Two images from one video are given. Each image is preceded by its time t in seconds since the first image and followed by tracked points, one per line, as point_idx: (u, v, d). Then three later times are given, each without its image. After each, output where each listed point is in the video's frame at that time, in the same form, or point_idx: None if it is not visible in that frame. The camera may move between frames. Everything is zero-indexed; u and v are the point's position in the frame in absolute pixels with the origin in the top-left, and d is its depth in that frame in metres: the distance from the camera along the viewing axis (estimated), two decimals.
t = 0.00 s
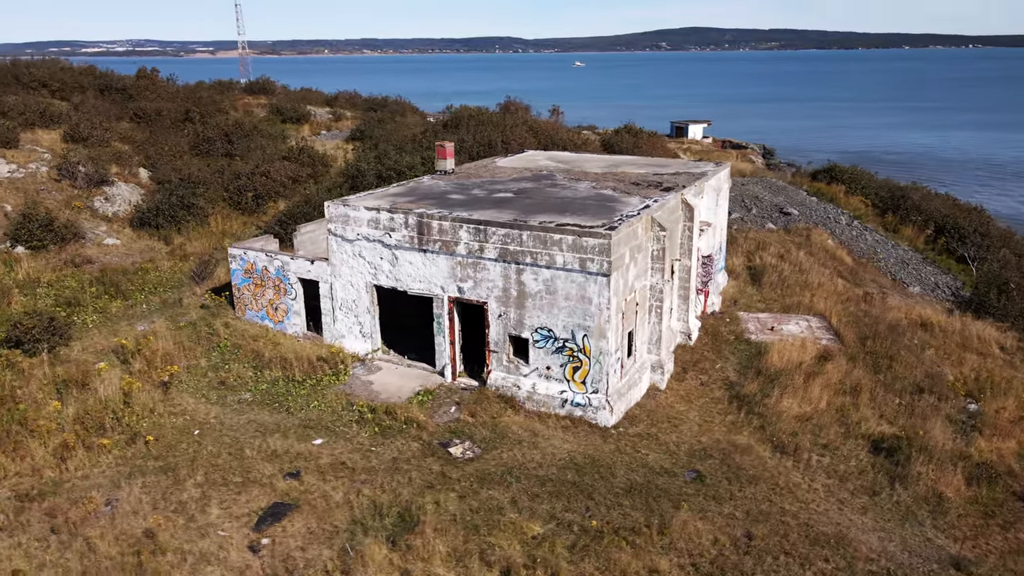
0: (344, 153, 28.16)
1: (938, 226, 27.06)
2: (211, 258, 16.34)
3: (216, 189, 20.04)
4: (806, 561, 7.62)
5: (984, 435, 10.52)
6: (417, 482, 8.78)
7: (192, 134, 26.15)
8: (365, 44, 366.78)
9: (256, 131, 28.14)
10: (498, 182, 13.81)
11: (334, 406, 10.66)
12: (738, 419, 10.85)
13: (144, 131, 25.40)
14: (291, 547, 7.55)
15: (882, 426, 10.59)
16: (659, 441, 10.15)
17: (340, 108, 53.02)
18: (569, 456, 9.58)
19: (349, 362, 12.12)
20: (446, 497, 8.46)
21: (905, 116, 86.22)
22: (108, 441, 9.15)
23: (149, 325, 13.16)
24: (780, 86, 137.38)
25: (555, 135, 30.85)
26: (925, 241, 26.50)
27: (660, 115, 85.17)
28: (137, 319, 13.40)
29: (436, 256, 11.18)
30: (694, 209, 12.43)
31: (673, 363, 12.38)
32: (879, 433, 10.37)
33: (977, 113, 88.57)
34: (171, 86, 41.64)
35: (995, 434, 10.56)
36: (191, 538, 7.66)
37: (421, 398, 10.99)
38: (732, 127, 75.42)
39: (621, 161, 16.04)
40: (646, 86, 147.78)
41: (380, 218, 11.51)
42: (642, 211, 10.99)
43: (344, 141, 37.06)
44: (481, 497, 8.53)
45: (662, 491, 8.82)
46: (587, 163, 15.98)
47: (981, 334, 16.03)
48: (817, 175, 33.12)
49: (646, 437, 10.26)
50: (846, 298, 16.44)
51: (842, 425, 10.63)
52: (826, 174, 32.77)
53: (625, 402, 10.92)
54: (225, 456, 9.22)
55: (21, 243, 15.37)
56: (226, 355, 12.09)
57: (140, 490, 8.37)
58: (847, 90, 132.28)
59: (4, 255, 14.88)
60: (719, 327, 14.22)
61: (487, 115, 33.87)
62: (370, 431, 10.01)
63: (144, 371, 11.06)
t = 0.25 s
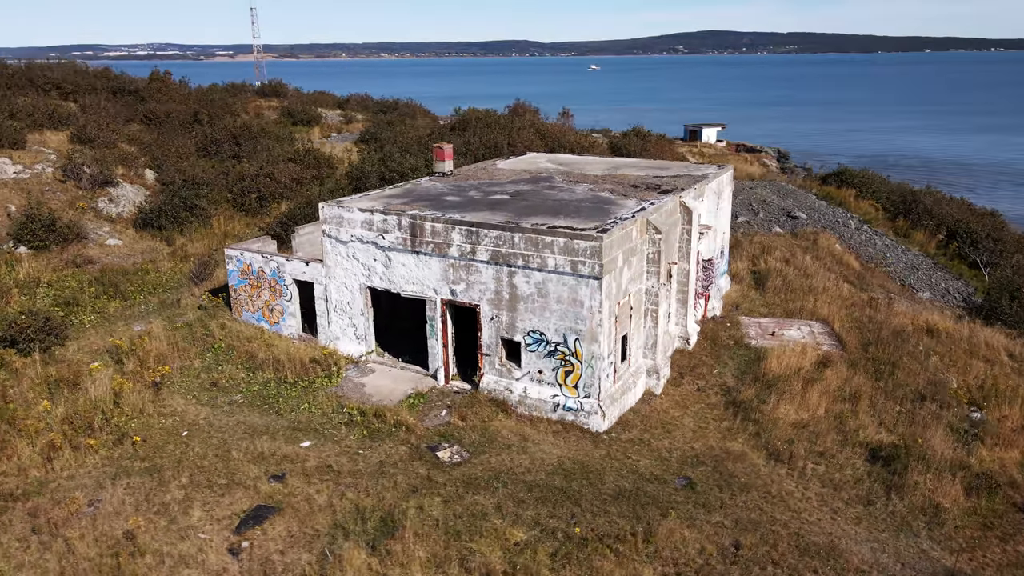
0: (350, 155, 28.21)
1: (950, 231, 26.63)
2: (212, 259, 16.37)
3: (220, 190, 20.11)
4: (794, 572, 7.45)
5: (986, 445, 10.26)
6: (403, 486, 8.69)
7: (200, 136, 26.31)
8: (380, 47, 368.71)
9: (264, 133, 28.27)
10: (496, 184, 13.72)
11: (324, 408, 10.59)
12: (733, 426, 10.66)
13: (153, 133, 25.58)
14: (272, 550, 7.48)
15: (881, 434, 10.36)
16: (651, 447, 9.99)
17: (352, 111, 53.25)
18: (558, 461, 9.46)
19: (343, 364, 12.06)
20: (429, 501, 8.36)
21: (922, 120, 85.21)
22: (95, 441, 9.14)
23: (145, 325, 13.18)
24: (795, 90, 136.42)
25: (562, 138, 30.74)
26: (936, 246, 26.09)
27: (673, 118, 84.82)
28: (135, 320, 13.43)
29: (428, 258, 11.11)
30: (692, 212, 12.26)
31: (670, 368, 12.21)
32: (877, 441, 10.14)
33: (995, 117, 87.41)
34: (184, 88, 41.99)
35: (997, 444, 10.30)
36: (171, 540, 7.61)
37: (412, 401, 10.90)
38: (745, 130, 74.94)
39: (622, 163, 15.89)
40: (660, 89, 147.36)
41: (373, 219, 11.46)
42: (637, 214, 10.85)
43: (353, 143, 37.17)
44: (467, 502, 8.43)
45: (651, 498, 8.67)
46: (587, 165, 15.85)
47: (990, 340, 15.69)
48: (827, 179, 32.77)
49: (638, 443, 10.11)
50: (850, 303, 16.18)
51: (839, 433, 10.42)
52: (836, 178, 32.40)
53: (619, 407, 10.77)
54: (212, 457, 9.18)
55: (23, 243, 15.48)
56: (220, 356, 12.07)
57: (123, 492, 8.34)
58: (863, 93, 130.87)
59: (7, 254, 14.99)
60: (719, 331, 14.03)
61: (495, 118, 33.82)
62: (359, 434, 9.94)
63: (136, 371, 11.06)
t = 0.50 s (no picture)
0: (356, 157, 28.26)
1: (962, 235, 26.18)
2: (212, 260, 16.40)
3: (224, 191, 20.18)
4: None
5: (987, 455, 9.99)
6: (386, 490, 8.59)
7: (207, 138, 26.47)
8: (396, 50, 370.33)
9: (271, 134, 28.38)
10: (493, 186, 13.62)
11: (314, 411, 10.53)
12: (728, 432, 10.47)
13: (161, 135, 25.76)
14: (250, 554, 7.41)
15: (879, 443, 10.14)
16: (643, 453, 9.83)
17: (363, 113, 53.43)
18: (546, 467, 9.33)
19: (336, 366, 12.00)
20: (412, 506, 8.26)
21: (939, 123, 84.14)
22: (81, 442, 9.13)
23: (142, 326, 13.21)
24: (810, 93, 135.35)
25: (569, 140, 30.60)
26: (948, 251, 25.66)
27: (686, 121, 84.38)
28: (132, 320, 13.46)
29: (421, 260, 11.02)
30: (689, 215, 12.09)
31: (666, 374, 12.04)
32: (875, 450, 9.92)
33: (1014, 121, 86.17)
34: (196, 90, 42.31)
35: (999, 454, 10.03)
36: (150, 542, 7.57)
37: (403, 404, 10.81)
38: (759, 134, 74.38)
39: (622, 166, 15.75)
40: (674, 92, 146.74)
41: (366, 221, 11.40)
42: (630, 217, 10.70)
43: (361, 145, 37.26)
44: (450, 507, 8.32)
45: (638, 506, 8.52)
46: (588, 167, 15.72)
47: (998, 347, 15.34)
48: (838, 182, 32.38)
49: (629, 449, 9.95)
50: (855, 309, 15.90)
51: (836, 441, 10.21)
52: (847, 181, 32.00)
53: (611, 413, 10.62)
54: (197, 459, 9.14)
55: (26, 244, 15.58)
56: (214, 358, 12.05)
57: (106, 493, 8.31)
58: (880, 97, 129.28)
59: (9, 254, 15.11)
60: (719, 336, 13.83)
61: (502, 120, 33.75)
62: (347, 437, 9.86)
63: (128, 372, 11.06)
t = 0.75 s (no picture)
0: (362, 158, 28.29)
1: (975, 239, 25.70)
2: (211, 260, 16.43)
3: (227, 193, 20.25)
4: None
5: (988, 464, 9.74)
6: (369, 494, 8.50)
7: (215, 139, 26.61)
8: (411, 53, 371.67)
9: (278, 136, 28.48)
10: (490, 188, 13.52)
11: (303, 413, 10.46)
12: (721, 439, 10.29)
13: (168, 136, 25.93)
14: (227, 556, 7.35)
15: (876, 451, 9.91)
16: (633, 459, 9.67)
17: (374, 115, 53.59)
18: (533, 472, 9.19)
19: (328, 368, 11.94)
20: (393, 510, 8.16)
21: (956, 127, 83.02)
22: (67, 442, 9.12)
23: (138, 326, 13.24)
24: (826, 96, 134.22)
25: (577, 143, 30.46)
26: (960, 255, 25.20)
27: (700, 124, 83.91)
28: (128, 320, 13.50)
29: (412, 261, 10.94)
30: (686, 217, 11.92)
31: (661, 378, 11.86)
32: (871, 458, 9.69)
33: None
34: (208, 92, 42.65)
35: (1000, 464, 9.76)
36: (128, 543, 7.52)
37: (393, 407, 10.72)
38: (772, 137, 73.75)
39: (622, 168, 15.60)
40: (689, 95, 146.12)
41: (358, 222, 11.34)
42: (623, 219, 10.55)
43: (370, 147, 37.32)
44: (433, 512, 8.21)
45: (624, 513, 8.36)
46: (588, 169, 15.59)
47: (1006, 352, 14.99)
48: (849, 186, 31.97)
49: (619, 454, 9.79)
50: (859, 314, 15.62)
51: (832, 449, 10.00)
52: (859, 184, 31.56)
53: (603, 418, 10.47)
54: (182, 460, 9.10)
55: (28, 244, 15.71)
56: (207, 359, 12.04)
57: (88, 493, 8.29)
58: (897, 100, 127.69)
59: (11, 254, 15.22)
60: (718, 341, 13.63)
61: (510, 122, 33.67)
62: (334, 439, 9.79)
63: (119, 372, 11.06)
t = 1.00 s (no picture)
0: (368, 160, 28.31)
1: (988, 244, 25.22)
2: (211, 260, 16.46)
3: (230, 193, 20.31)
4: None
5: (987, 474, 9.48)
6: (351, 496, 8.41)
7: (222, 141, 26.75)
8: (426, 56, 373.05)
9: (285, 137, 28.58)
10: (486, 189, 13.42)
11: (291, 414, 10.40)
12: (714, 444, 10.11)
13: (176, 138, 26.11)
14: (203, 558, 7.28)
15: (872, 459, 9.68)
16: (622, 465, 9.51)
17: (386, 118, 53.72)
18: (518, 476, 9.06)
19: (320, 369, 11.87)
20: (374, 514, 8.06)
21: (974, 130, 81.85)
22: (52, 441, 9.11)
23: (133, 325, 13.26)
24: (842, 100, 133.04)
25: (584, 145, 30.32)
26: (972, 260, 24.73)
27: (713, 127, 83.38)
28: (125, 320, 13.53)
29: (402, 262, 10.86)
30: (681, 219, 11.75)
31: (656, 383, 11.69)
32: (867, 466, 9.47)
33: None
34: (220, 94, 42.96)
35: (1000, 473, 9.49)
36: (105, 544, 7.48)
37: (382, 409, 10.63)
38: (786, 140, 73.12)
39: (622, 169, 15.44)
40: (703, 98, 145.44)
41: (350, 222, 11.28)
42: (615, 221, 10.40)
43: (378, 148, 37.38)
44: (414, 516, 8.10)
45: (608, 519, 8.21)
46: (587, 171, 15.46)
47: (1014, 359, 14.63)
48: (860, 189, 31.55)
49: (608, 459, 9.64)
50: (863, 319, 15.34)
51: (827, 456, 9.78)
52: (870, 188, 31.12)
53: (593, 422, 10.31)
54: (167, 460, 9.06)
55: (30, 243, 15.83)
56: (199, 359, 12.03)
57: (69, 493, 8.27)
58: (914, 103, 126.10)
59: (13, 253, 15.34)
60: (716, 345, 13.43)
61: (517, 124, 33.58)
62: (320, 441, 9.72)
63: (110, 372, 11.07)
